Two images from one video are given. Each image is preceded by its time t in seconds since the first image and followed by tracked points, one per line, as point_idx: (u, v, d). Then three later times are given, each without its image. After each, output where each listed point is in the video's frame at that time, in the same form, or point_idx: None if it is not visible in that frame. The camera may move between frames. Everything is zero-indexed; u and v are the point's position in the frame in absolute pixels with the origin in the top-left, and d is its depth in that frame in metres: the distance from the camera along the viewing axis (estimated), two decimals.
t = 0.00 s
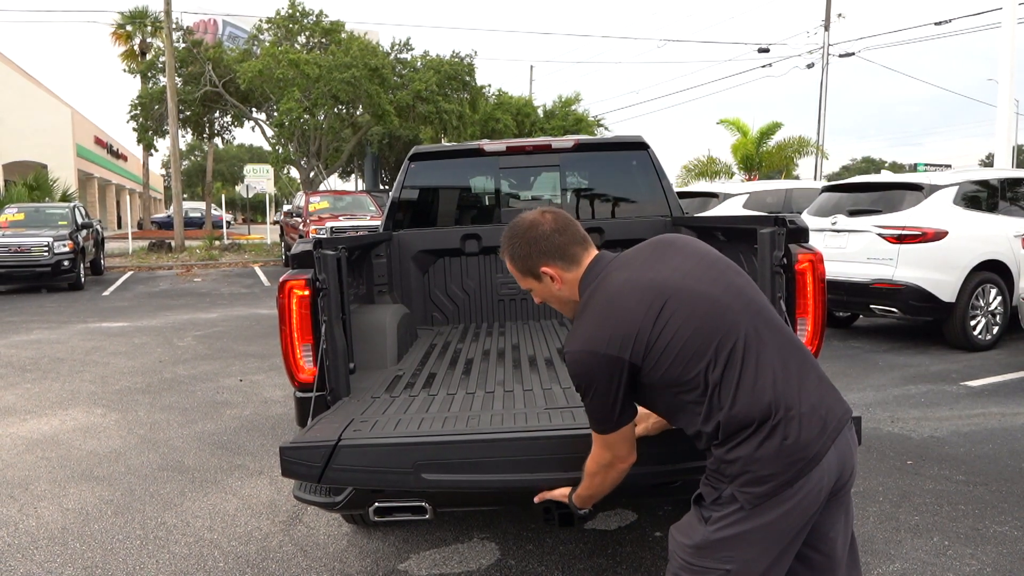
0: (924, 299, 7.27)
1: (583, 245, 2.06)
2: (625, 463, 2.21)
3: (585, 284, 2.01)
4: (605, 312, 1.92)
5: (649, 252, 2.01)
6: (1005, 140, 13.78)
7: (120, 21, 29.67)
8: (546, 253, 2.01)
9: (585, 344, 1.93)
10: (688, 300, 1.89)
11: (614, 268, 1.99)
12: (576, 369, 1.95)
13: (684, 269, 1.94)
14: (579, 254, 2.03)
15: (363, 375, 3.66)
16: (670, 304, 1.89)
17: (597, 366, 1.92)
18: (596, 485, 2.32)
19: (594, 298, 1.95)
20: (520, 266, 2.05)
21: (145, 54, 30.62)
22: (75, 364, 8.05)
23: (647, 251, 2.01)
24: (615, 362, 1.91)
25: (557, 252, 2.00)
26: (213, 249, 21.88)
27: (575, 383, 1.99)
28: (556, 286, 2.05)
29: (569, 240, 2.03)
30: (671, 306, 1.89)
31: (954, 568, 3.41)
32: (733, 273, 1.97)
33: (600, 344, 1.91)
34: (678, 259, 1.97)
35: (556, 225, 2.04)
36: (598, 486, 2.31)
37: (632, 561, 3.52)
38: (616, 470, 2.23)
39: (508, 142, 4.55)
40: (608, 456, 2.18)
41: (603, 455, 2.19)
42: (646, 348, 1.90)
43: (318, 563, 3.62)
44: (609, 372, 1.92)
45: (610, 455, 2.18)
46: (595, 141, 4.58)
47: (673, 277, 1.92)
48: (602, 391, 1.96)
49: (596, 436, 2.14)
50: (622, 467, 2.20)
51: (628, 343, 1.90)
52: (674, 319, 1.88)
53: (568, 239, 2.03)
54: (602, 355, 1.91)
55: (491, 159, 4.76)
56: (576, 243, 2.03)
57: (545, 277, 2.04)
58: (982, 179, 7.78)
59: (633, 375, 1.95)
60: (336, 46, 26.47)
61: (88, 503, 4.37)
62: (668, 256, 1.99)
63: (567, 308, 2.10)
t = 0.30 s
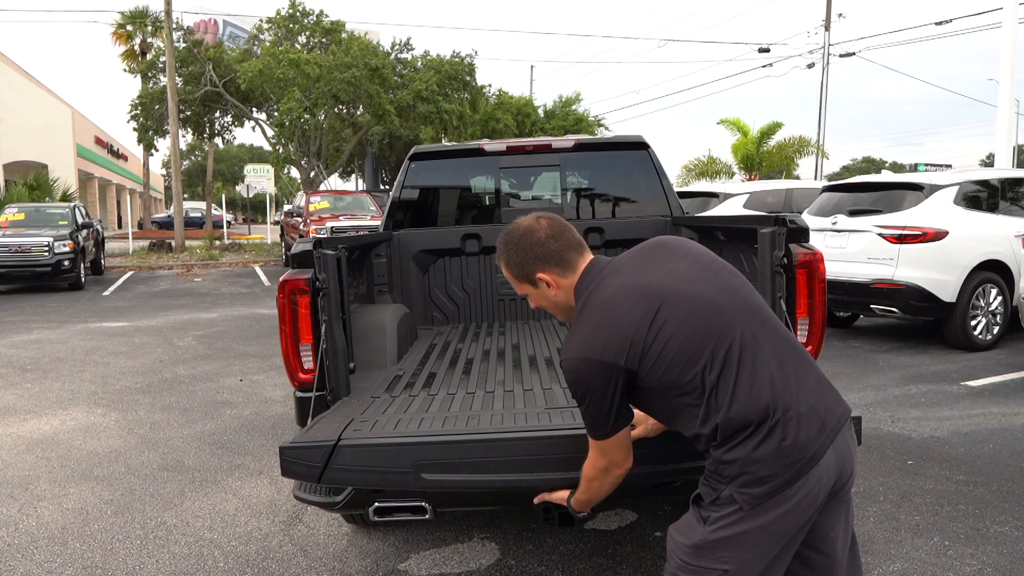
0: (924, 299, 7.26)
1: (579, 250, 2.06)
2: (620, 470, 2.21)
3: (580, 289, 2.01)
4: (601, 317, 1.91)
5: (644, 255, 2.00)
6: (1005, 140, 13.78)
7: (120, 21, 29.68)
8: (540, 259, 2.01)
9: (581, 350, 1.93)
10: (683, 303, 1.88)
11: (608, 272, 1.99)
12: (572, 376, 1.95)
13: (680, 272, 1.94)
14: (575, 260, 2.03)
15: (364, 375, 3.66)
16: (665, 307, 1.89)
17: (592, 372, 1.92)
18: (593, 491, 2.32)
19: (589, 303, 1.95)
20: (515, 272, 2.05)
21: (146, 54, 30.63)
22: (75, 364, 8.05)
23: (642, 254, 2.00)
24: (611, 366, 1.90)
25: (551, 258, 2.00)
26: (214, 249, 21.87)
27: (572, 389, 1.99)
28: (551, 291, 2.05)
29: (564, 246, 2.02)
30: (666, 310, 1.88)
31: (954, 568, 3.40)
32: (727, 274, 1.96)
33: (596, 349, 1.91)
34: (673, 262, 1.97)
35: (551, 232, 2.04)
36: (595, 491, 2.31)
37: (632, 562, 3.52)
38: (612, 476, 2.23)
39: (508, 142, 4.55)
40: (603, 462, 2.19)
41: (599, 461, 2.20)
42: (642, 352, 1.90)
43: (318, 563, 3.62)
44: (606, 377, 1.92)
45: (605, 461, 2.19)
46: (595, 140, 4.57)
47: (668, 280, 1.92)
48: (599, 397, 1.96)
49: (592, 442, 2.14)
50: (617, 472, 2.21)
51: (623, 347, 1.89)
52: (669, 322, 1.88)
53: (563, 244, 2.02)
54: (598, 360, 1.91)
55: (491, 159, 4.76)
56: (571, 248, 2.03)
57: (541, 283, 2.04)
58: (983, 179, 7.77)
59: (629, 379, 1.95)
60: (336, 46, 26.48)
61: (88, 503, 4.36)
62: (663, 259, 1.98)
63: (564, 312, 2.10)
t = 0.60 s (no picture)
0: (925, 299, 7.26)
1: (567, 262, 2.05)
2: (640, 480, 2.15)
3: (573, 299, 2.00)
4: (594, 327, 1.91)
5: (634, 262, 2.00)
6: (1005, 140, 13.79)
7: (121, 21, 29.69)
8: (531, 274, 2.00)
9: (575, 361, 1.92)
10: (675, 309, 1.89)
11: (600, 283, 1.99)
12: (567, 387, 1.94)
13: (670, 279, 1.94)
14: (565, 271, 2.03)
15: (364, 375, 3.66)
16: (658, 315, 1.89)
17: (586, 383, 1.92)
18: (610, 498, 2.26)
19: (581, 313, 1.95)
20: (507, 290, 2.03)
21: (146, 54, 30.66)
22: (76, 364, 8.05)
23: (632, 263, 2.00)
24: (606, 376, 1.90)
25: (543, 272, 1.99)
26: (214, 249, 21.88)
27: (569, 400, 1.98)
28: (545, 306, 2.03)
29: (553, 259, 2.02)
30: (658, 317, 1.89)
31: (954, 568, 3.41)
32: (718, 280, 1.96)
33: (590, 360, 1.90)
34: (664, 269, 1.97)
35: (538, 246, 2.04)
36: (612, 497, 2.26)
37: (631, 562, 3.52)
38: (631, 486, 2.18)
39: (508, 142, 4.56)
40: (623, 473, 2.15)
41: (618, 470, 2.15)
42: (636, 360, 1.90)
43: (318, 563, 3.62)
44: (600, 386, 1.91)
45: (625, 471, 2.14)
46: (595, 140, 4.58)
47: (659, 286, 1.92)
48: (594, 407, 1.95)
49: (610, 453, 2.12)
50: (640, 482, 2.15)
51: (617, 356, 1.89)
52: (662, 330, 1.88)
53: (551, 257, 2.02)
54: (592, 370, 1.90)
55: (491, 159, 4.76)
56: (560, 260, 2.03)
57: (534, 298, 2.02)
58: (983, 179, 7.77)
59: (624, 387, 1.94)
60: (337, 46, 26.49)
61: (88, 503, 4.37)
62: (654, 267, 1.98)
63: (558, 327, 2.09)
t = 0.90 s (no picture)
0: (925, 299, 7.26)
1: (564, 263, 2.06)
2: (654, 475, 2.12)
3: (574, 298, 2.00)
4: (600, 327, 1.90)
5: (636, 263, 2.00)
6: (1006, 141, 13.79)
7: (121, 21, 29.71)
8: (532, 274, 1.99)
9: (581, 362, 1.91)
10: (680, 309, 1.89)
11: (602, 284, 1.99)
12: (574, 388, 1.93)
13: (673, 279, 1.94)
14: (563, 272, 2.03)
15: (364, 374, 3.66)
16: (662, 315, 1.89)
17: (593, 383, 1.91)
18: (619, 493, 2.21)
19: (586, 314, 1.94)
20: (507, 292, 2.01)
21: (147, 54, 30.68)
22: (76, 364, 8.05)
23: (633, 264, 2.00)
24: (613, 377, 1.90)
25: (543, 271, 2.00)
26: (214, 249, 21.87)
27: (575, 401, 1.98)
28: (545, 307, 2.02)
29: (551, 258, 2.03)
30: (663, 317, 1.89)
31: (954, 568, 3.41)
32: (719, 280, 1.97)
33: (596, 361, 1.90)
34: (665, 270, 1.97)
35: (535, 248, 2.04)
36: (621, 492, 2.21)
37: (632, 561, 3.53)
38: (642, 483, 2.15)
39: (508, 142, 4.56)
40: (638, 470, 2.11)
41: (634, 466, 2.11)
42: (642, 360, 1.90)
43: (318, 563, 3.62)
44: (608, 387, 1.91)
45: (640, 467, 2.10)
46: (596, 140, 4.58)
47: (663, 287, 1.92)
48: (600, 408, 1.94)
49: (623, 449, 2.07)
50: (655, 477, 2.12)
51: (623, 356, 1.88)
52: (667, 330, 1.88)
53: (549, 257, 2.03)
54: (599, 370, 1.90)
55: (492, 160, 4.76)
56: (558, 261, 2.04)
57: (534, 299, 2.01)
58: (983, 179, 7.77)
59: (630, 387, 1.94)
60: (338, 46, 26.50)
61: (89, 503, 4.37)
62: (655, 267, 1.98)
63: (556, 330, 2.07)
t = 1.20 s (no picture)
0: (926, 300, 7.26)
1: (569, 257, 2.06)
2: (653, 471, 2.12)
3: (580, 291, 1.99)
4: (606, 323, 1.90)
5: (641, 259, 2.00)
6: (1007, 141, 13.78)
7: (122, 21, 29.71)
8: (540, 263, 1.98)
9: (587, 358, 1.91)
10: (685, 305, 1.89)
11: (607, 279, 1.98)
12: (580, 383, 1.92)
13: (678, 276, 1.94)
14: (569, 266, 2.03)
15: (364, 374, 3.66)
16: (668, 312, 1.89)
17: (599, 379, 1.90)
18: (619, 488, 2.20)
19: (591, 310, 1.94)
20: (512, 280, 1.99)
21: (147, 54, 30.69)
22: (76, 364, 8.04)
23: (638, 260, 2.00)
24: (619, 373, 1.89)
25: (551, 261, 1.99)
26: (214, 248, 21.88)
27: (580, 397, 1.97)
28: (548, 298, 2.01)
29: (558, 251, 2.02)
30: (669, 314, 1.89)
31: (954, 569, 3.41)
32: (723, 278, 1.97)
33: (603, 356, 1.89)
34: (670, 266, 1.97)
35: (541, 239, 2.04)
36: (619, 489, 2.20)
37: (632, 561, 3.52)
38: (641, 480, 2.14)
39: (508, 142, 4.56)
40: (637, 465, 2.11)
41: (633, 462, 2.10)
42: (648, 356, 1.89)
43: (318, 563, 3.62)
44: (614, 383, 1.90)
45: (639, 463, 2.10)
46: (596, 141, 4.58)
47: (668, 284, 1.92)
48: (605, 404, 1.94)
49: (622, 445, 2.07)
50: (653, 474, 2.12)
51: (629, 351, 1.88)
52: (673, 326, 1.88)
53: (556, 250, 2.02)
54: (605, 366, 1.89)
55: (492, 160, 4.76)
56: (564, 254, 2.03)
57: (539, 290, 1.99)
58: (984, 179, 7.77)
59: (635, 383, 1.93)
60: (338, 46, 26.49)
61: (89, 503, 4.37)
62: (660, 264, 1.98)
63: (556, 325, 2.05)
